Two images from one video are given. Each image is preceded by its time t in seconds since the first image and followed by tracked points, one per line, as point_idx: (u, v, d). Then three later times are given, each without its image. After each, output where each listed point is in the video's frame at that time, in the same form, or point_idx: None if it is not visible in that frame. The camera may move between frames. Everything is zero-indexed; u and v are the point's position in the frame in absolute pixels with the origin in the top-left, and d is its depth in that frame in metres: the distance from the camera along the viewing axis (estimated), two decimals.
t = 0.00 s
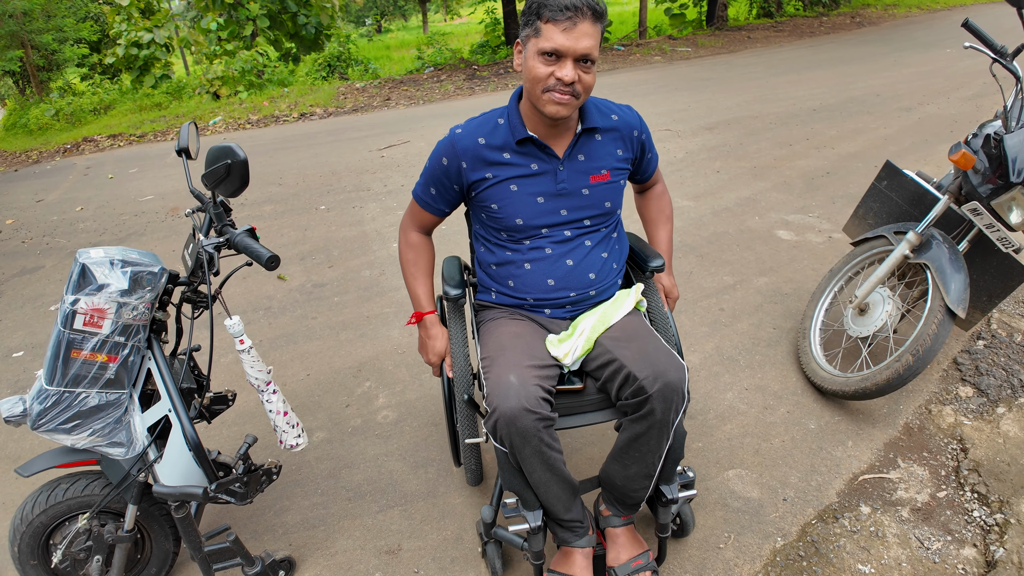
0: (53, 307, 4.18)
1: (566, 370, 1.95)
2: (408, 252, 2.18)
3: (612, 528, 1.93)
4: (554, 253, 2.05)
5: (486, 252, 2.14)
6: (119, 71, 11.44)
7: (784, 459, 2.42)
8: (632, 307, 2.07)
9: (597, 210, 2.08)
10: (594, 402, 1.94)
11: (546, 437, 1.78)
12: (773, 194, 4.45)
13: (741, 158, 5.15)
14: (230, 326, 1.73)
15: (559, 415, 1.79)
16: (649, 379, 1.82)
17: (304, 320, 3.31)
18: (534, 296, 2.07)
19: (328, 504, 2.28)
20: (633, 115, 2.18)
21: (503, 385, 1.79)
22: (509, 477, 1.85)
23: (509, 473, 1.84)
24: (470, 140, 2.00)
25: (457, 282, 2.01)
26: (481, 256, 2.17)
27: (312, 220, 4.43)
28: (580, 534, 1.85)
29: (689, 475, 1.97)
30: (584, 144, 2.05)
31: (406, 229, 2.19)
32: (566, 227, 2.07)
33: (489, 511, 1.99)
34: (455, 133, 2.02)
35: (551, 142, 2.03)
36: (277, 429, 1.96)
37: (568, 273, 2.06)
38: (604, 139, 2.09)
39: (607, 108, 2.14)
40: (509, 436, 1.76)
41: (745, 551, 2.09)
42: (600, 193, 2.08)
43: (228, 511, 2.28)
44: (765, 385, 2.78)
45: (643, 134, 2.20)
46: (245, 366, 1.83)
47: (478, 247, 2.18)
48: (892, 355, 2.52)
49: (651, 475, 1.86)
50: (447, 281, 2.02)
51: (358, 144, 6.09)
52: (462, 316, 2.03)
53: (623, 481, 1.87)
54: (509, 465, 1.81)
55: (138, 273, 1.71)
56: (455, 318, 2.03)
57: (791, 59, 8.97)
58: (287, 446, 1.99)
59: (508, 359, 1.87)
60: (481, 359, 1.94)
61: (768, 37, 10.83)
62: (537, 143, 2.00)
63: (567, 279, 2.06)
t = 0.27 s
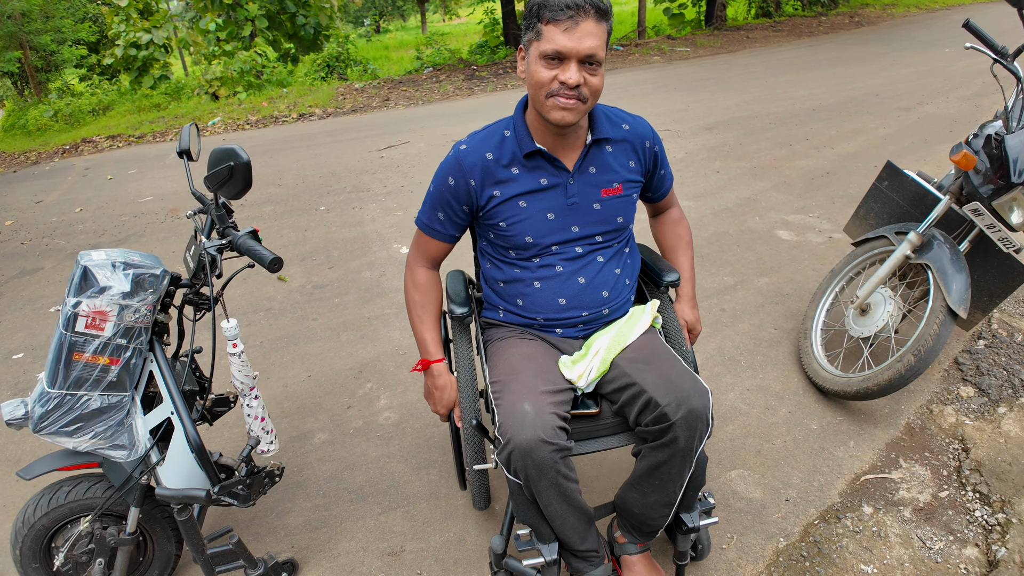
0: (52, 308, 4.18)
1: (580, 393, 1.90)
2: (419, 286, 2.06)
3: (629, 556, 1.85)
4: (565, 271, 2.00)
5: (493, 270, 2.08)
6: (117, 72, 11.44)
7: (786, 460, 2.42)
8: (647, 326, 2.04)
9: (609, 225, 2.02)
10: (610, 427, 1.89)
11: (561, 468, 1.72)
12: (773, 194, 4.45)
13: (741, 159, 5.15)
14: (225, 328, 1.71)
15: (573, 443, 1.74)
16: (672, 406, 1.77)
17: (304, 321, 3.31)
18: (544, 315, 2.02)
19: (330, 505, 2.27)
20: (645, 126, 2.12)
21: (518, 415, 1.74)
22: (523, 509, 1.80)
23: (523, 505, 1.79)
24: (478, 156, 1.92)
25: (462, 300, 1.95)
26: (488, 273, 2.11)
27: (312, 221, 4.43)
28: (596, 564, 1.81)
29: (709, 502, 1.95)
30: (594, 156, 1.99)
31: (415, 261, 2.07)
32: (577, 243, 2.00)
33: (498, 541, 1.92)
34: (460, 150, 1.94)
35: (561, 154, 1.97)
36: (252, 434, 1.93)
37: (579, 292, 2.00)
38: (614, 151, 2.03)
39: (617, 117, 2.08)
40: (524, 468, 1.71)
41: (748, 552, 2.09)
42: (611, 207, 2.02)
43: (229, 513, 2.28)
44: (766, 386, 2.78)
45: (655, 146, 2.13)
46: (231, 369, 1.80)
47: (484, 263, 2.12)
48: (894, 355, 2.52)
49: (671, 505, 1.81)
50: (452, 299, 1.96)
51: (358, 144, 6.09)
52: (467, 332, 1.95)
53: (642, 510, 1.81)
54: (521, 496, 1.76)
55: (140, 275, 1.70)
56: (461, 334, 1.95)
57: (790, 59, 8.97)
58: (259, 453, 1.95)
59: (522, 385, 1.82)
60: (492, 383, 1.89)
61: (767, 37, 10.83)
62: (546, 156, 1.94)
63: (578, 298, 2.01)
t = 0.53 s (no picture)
0: (53, 308, 4.18)
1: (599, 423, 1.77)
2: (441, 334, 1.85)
3: None
4: (584, 295, 1.83)
5: (506, 292, 1.91)
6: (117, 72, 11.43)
7: (790, 459, 2.42)
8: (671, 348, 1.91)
9: (630, 244, 1.84)
10: (631, 459, 1.78)
11: (582, 511, 1.59)
12: (775, 193, 4.45)
13: (742, 158, 5.15)
14: (229, 326, 1.72)
15: (595, 484, 1.61)
16: (703, 443, 1.64)
17: (306, 321, 3.30)
18: (559, 341, 1.87)
19: (333, 505, 2.27)
20: (667, 138, 1.92)
21: (536, 456, 1.61)
22: (538, 552, 1.68)
23: (540, 547, 1.67)
24: (491, 171, 1.74)
25: (473, 322, 1.86)
26: (499, 294, 1.94)
27: (313, 221, 4.42)
28: None
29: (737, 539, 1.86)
30: (610, 166, 1.82)
31: (434, 303, 1.85)
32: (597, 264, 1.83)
33: None
34: (470, 166, 1.75)
35: (577, 162, 1.81)
36: (259, 429, 1.94)
37: (596, 316, 1.84)
38: (633, 161, 1.85)
39: (635, 125, 1.90)
40: (541, 512, 1.59)
41: (752, 552, 2.08)
42: (633, 223, 1.84)
43: (232, 512, 2.27)
44: (770, 385, 2.77)
45: (679, 160, 1.94)
46: (236, 365, 1.81)
47: (495, 283, 1.95)
48: (897, 354, 2.51)
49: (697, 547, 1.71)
50: (465, 321, 1.87)
51: (358, 144, 6.09)
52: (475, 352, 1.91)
53: (664, 548, 1.72)
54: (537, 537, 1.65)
55: (143, 273, 1.69)
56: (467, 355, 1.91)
57: (790, 59, 8.97)
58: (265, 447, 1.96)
59: (539, 419, 1.69)
60: (504, 415, 1.76)
61: (767, 37, 10.83)
62: (560, 166, 1.77)
63: (595, 322, 1.85)
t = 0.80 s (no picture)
0: (56, 308, 4.18)
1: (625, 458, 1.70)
2: (453, 356, 1.80)
3: None
4: (606, 320, 1.76)
5: (523, 312, 1.85)
6: (118, 72, 11.44)
7: (796, 458, 2.42)
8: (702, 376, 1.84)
9: (655, 262, 1.76)
10: (658, 494, 1.71)
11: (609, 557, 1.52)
12: (778, 193, 4.45)
13: (745, 158, 5.15)
14: (243, 324, 1.72)
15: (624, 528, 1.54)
16: (741, 486, 1.57)
17: (310, 320, 3.30)
18: (581, 369, 1.81)
19: (340, 504, 2.27)
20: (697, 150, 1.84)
21: (563, 500, 1.53)
22: None
23: None
24: (506, 182, 1.69)
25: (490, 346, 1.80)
26: (516, 314, 1.88)
27: (316, 220, 4.42)
28: None
29: None
30: (632, 177, 1.74)
31: (446, 322, 1.80)
32: (620, 287, 1.75)
33: None
34: (484, 176, 1.70)
35: (595, 170, 1.76)
36: (294, 424, 1.96)
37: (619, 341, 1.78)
38: (658, 172, 1.76)
39: (661, 135, 1.82)
40: (567, 559, 1.52)
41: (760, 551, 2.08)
42: (658, 239, 1.75)
43: (239, 511, 2.27)
44: (775, 384, 2.77)
45: (709, 173, 1.84)
46: (259, 363, 1.82)
47: (512, 302, 1.89)
48: (903, 353, 2.51)
49: None
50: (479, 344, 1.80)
51: (361, 144, 6.08)
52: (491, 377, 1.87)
53: None
54: None
55: (153, 272, 1.69)
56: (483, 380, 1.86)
57: (792, 58, 8.96)
58: (302, 440, 1.98)
59: (563, 459, 1.60)
60: (526, 449, 1.68)
61: (768, 37, 10.83)
62: (578, 174, 1.71)
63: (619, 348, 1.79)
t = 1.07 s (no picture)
0: (68, 306, 4.20)
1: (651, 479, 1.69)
2: (471, 372, 1.78)
3: None
4: (635, 337, 1.75)
5: (547, 327, 1.84)
6: (127, 72, 11.49)
7: (810, 458, 2.42)
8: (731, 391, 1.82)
9: (688, 276, 1.75)
10: (686, 515, 1.71)
11: None
12: (789, 193, 4.44)
13: (755, 158, 5.13)
14: (262, 323, 1.73)
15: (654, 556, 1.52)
16: (775, 509, 1.56)
17: (323, 319, 3.31)
18: (607, 391, 1.82)
19: (354, 502, 2.27)
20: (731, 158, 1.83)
21: (593, 527, 1.51)
22: None
23: None
24: (533, 193, 1.67)
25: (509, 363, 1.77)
26: (539, 328, 1.86)
27: (327, 219, 4.43)
28: None
29: None
30: (666, 188, 1.73)
31: (465, 338, 1.77)
32: (650, 302, 1.75)
33: None
34: (510, 186, 1.68)
35: (627, 181, 1.75)
36: (317, 424, 1.94)
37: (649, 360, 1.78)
38: (693, 182, 1.75)
39: (694, 142, 1.81)
40: None
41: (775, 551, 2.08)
42: (691, 252, 1.74)
43: (254, 509, 2.28)
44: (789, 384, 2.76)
45: (741, 180, 1.82)
46: (280, 362, 1.81)
47: (535, 316, 1.88)
48: (916, 353, 2.50)
49: None
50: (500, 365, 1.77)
51: (370, 143, 6.10)
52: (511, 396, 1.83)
53: None
54: None
55: (171, 269, 1.70)
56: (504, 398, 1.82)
57: (801, 58, 8.94)
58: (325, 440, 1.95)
59: (591, 484, 1.59)
60: (552, 474, 1.66)
61: (776, 37, 10.81)
62: (610, 186, 1.69)
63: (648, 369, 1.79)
